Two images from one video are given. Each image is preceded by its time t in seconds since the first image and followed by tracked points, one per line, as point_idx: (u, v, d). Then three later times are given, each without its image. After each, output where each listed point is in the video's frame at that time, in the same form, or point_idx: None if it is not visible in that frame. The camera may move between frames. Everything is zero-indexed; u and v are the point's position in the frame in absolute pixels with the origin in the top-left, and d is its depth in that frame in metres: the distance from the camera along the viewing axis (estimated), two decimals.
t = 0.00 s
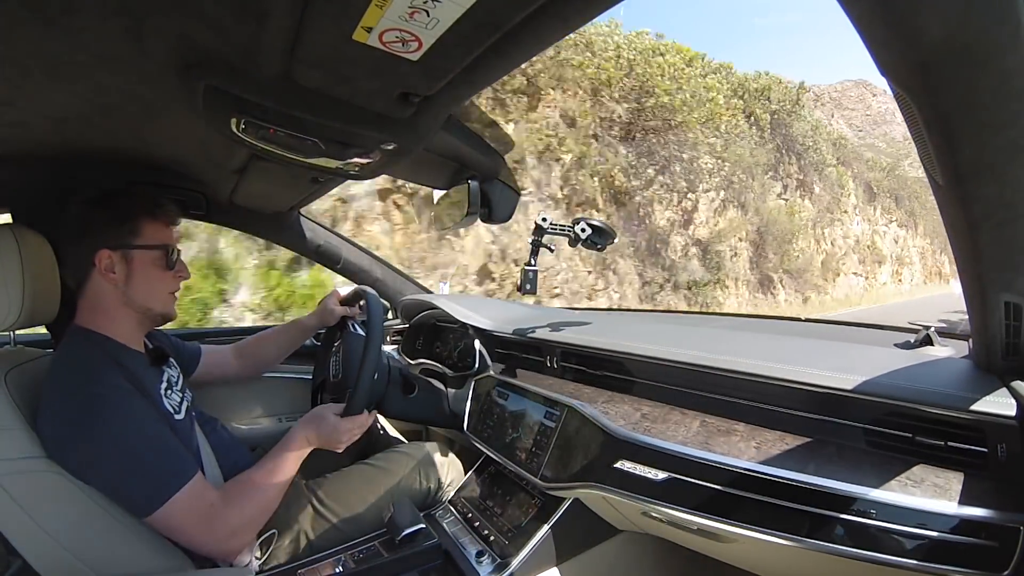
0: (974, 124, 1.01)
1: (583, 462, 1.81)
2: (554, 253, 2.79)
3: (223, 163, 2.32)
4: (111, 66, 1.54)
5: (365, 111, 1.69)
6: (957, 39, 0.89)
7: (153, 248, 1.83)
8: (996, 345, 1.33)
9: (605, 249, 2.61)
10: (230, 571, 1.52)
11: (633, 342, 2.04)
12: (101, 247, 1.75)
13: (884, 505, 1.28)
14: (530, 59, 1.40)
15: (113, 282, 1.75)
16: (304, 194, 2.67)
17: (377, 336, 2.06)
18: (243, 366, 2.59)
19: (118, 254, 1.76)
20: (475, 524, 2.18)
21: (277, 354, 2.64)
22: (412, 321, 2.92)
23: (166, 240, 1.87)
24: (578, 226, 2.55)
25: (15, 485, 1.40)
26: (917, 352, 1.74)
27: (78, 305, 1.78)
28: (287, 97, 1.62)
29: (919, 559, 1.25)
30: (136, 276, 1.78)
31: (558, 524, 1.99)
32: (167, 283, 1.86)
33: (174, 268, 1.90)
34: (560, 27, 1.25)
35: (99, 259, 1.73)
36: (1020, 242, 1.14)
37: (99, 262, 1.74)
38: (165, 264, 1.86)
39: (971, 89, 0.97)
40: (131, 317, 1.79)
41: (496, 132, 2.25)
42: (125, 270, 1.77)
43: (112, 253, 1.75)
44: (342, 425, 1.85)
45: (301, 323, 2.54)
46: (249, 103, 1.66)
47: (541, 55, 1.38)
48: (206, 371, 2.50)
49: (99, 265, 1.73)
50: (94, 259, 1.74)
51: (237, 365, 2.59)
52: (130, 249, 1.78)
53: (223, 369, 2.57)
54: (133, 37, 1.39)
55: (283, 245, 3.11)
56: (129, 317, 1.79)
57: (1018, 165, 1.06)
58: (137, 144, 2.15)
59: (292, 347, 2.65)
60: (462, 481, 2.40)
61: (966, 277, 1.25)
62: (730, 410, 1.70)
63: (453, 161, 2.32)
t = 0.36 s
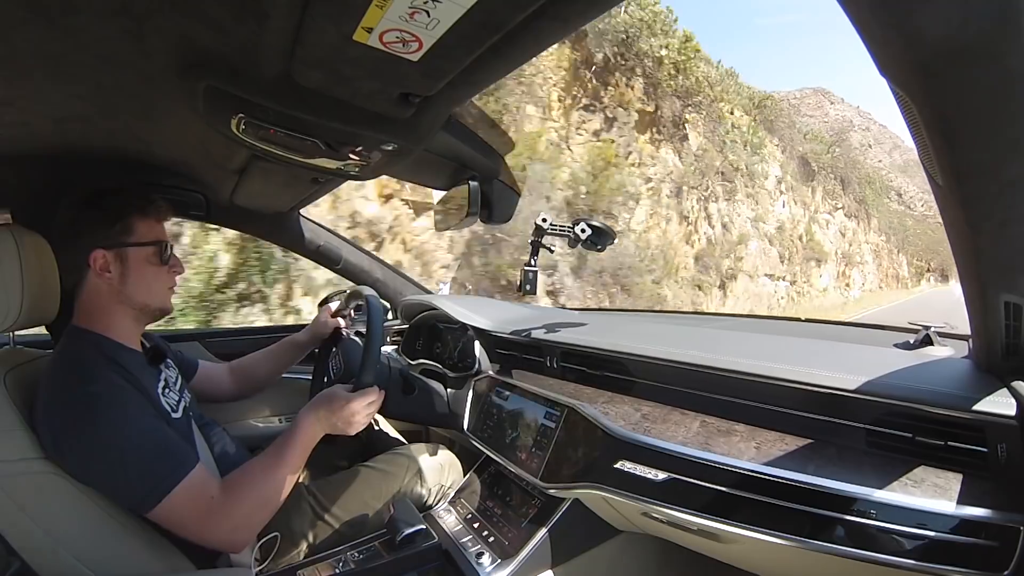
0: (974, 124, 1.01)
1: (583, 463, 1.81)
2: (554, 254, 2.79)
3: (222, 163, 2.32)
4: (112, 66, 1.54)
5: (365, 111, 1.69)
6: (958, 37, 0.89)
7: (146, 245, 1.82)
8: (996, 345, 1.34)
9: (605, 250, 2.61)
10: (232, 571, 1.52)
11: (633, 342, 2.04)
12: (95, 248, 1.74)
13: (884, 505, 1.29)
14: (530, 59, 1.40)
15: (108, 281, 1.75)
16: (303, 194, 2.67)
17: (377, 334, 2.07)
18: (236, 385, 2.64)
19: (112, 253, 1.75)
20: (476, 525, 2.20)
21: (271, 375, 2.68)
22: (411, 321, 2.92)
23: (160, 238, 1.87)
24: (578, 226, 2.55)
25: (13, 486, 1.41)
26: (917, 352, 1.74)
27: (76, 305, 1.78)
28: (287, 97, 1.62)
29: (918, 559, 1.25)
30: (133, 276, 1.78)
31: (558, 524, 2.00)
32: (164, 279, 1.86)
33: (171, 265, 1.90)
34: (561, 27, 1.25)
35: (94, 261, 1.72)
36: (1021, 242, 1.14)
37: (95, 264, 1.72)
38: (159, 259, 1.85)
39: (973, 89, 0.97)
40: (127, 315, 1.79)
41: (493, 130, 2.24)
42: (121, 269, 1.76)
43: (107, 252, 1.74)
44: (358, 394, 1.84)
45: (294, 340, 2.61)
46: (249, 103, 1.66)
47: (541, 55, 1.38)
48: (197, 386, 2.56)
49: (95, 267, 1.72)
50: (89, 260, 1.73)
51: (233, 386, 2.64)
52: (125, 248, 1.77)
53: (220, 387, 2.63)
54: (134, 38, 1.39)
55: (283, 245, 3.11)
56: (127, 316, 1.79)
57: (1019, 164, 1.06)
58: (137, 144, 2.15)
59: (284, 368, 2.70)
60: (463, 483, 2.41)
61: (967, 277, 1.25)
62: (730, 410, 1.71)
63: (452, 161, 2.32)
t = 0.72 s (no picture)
0: (973, 124, 1.01)
1: (583, 463, 1.81)
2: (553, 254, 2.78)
3: (222, 163, 2.32)
4: (111, 67, 1.54)
5: (364, 111, 1.69)
6: (957, 37, 0.89)
7: (144, 244, 1.82)
8: (996, 345, 1.34)
9: (605, 250, 2.61)
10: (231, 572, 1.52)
11: (633, 343, 2.04)
12: (93, 249, 1.73)
13: (884, 505, 1.28)
14: (529, 59, 1.40)
15: (107, 282, 1.74)
16: (303, 194, 2.67)
17: (377, 334, 2.07)
18: (234, 401, 2.54)
19: (111, 254, 1.75)
20: (476, 525, 2.21)
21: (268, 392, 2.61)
22: (411, 322, 2.92)
23: (160, 238, 1.86)
24: (578, 226, 2.55)
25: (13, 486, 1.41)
26: (917, 352, 1.74)
27: (75, 306, 1.79)
28: (286, 98, 1.62)
29: (918, 559, 1.25)
30: (131, 276, 1.78)
31: (558, 524, 2.00)
32: (163, 279, 1.86)
33: (169, 265, 1.90)
34: (560, 27, 1.25)
35: (93, 262, 1.72)
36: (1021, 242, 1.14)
37: (94, 265, 1.72)
38: (158, 260, 1.85)
39: (972, 89, 0.97)
40: (126, 316, 1.79)
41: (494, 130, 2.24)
42: (120, 270, 1.76)
43: (105, 254, 1.74)
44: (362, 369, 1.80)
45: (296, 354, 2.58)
46: (248, 103, 1.66)
47: (541, 56, 1.38)
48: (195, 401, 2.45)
49: (94, 267, 1.72)
50: (88, 261, 1.72)
51: (228, 403, 2.52)
52: (124, 249, 1.77)
53: (213, 403, 2.51)
54: (133, 39, 1.39)
55: (283, 246, 3.11)
56: (125, 316, 1.79)
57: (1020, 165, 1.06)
58: (136, 145, 2.15)
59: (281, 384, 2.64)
60: (463, 484, 2.41)
61: (967, 277, 1.25)
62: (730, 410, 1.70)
63: (452, 162, 2.31)
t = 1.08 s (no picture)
0: (972, 124, 1.01)
1: (583, 463, 1.81)
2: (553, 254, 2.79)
3: (222, 164, 2.32)
4: (111, 67, 1.54)
5: (364, 111, 1.69)
6: (956, 37, 0.89)
7: (142, 244, 1.82)
8: (996, 345, 1.34)
9: (605, 250, 2.61)
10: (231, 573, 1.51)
11: (633, 343, 2.04)
12: (91, 247, 1.74)
13: (884, 505, 1.28)
14: (529, 60, 1.40)
15: (105, 281, 1.75)
16: (303, 195, 2.67)
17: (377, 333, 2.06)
18: (232, 409, 2.51)
19: (108, 253, 1.75)
20: (475, 525, 2.21)
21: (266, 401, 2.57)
22: (411, 322, 2.92)
23: (157, 236, 1.86)
24: (578, 227, 2.55)
25: (13, 488, 1.41)
26: (917, 352, 1.73)
27: (73, 306, 1.79)
28: (286, 98, 1.62)
29: (917, 559, 1.25)
30: (128, 274, 1.77)
31: (558, 524, 2.00)
32: (161, 277, 1.86)
33: (166, 264, 1.90)
34: (560, 28, 1.25)
35: (90, 261, 1.73)
36: (1020, 243, 1.14)
37: (91, 264, 1.73)
38: (156, 258, 1.85)
39: (970, 90, 0.97)
40: (125, 315, 1.79)
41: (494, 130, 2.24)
42: (117, 268, 1.76)
43: (103, 251, 1.74)
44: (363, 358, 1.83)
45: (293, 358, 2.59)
46: (248, 103, 1.66)
47: (541, 56, 1.38)
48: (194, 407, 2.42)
49: (91, 267, 1.72)
50: (86, 261, 1.73)
51: (225, 412, 2.48)
52: (121, 248, 1.77)
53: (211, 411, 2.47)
54: (133, 40, 1.39)
55: (283, 246, 3.11)
56: (124, 315, 1.79)
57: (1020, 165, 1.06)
58: (137, 145, 2.15)
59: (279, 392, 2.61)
60: (463, 484, 2.42)
61: (967, 277, 1.25)
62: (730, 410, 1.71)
63: (452, 162, 2.32)
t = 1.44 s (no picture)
0: (972, 124, 1.01)
1: (583, 463, 1.82)
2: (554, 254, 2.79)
3: (223, 164, 2.33)
4: (111, 67, 1.54)
5: (364, 111, 1.69)
6: (958, 37, 0.89)
7: (134, 244, 1.81)
8: (996, 345, 1.34)
9: (606, 250, 2.61)
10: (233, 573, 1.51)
11: (633, 343, 2.04)
12: (81, 251, 1.74)
13: (884, 505, 1.28)
14: (530, 60, 1.40)
15: (97, 283, 1.74)
16: (303, 195, 2.67)
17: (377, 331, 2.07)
18: (233, 407, 2.54)
19: (101, 255, 1.75)
20: (476, 525, 2.22)
21: (264, 399, 2.60)
22: (411, 322, 2.92)
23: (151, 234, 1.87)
24: (578, 227, 2.55)
25: (13, 488, 1.40)
26: (917, 352, 1.73)
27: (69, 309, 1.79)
28: (286, 98, 1.62)
29: (917, 559, 1.25)
30: (121, 275, 1.77)
31: (558, 524, 2.00)
32: (156, 276, 1.86)
33: (161, 262, 1.90)
34: (560, 28, 1.25)
35: (83, 263, 1.73)
36: (1021, 243, 1.14)
37: (83, 265, 1.73)
38: (150, 256, 1.85)
39: (970, 91, 0.97)
40: (119, 315, 1.79)
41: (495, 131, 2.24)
42: (111, 269, 1.76)
43: (95, 254, 1.74)
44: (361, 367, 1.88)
45: (291, 354, 2.61)
46: (248, 103, 1.66)
47: (542, 56, 1.38)
48: (195, 406, 2.44)
49: (83, 268, 1.73)
50: (78, 262, 1.73)
51: (224, 409, 2.52)
52: (113, 248, 1.77)
53: (211, 407, 2.51)
54: (133, 39, 1.39)
55: (283, 246, 3.11)
56: (118, 316, 1.79)
57: (1020, 166, 1.05)
58: (137, 145, 2.15)
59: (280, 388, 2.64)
60: (464, 484, 2.42)
61: (966, 278, 1.25)
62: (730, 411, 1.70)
63: (453, 163, 2.32)
